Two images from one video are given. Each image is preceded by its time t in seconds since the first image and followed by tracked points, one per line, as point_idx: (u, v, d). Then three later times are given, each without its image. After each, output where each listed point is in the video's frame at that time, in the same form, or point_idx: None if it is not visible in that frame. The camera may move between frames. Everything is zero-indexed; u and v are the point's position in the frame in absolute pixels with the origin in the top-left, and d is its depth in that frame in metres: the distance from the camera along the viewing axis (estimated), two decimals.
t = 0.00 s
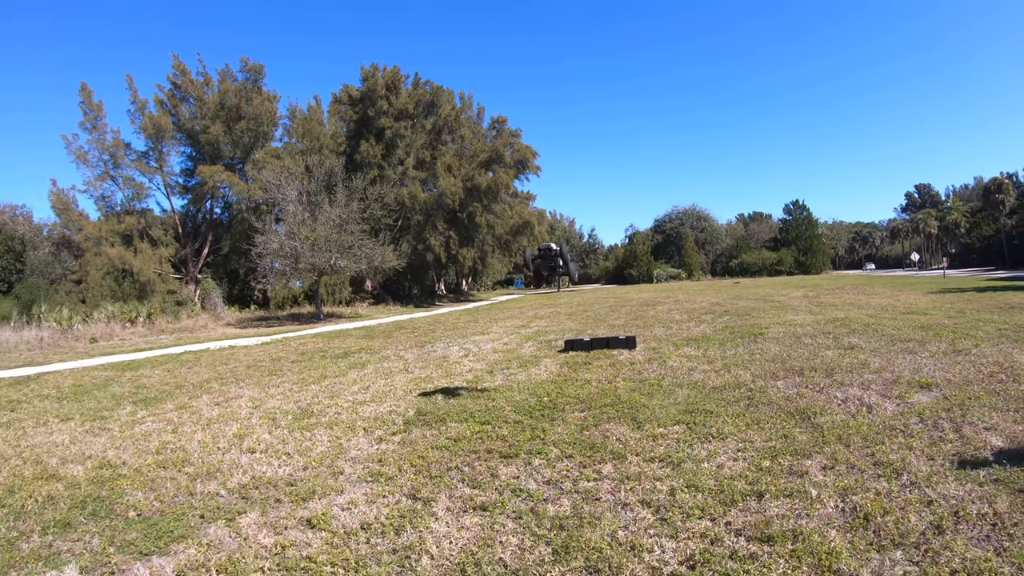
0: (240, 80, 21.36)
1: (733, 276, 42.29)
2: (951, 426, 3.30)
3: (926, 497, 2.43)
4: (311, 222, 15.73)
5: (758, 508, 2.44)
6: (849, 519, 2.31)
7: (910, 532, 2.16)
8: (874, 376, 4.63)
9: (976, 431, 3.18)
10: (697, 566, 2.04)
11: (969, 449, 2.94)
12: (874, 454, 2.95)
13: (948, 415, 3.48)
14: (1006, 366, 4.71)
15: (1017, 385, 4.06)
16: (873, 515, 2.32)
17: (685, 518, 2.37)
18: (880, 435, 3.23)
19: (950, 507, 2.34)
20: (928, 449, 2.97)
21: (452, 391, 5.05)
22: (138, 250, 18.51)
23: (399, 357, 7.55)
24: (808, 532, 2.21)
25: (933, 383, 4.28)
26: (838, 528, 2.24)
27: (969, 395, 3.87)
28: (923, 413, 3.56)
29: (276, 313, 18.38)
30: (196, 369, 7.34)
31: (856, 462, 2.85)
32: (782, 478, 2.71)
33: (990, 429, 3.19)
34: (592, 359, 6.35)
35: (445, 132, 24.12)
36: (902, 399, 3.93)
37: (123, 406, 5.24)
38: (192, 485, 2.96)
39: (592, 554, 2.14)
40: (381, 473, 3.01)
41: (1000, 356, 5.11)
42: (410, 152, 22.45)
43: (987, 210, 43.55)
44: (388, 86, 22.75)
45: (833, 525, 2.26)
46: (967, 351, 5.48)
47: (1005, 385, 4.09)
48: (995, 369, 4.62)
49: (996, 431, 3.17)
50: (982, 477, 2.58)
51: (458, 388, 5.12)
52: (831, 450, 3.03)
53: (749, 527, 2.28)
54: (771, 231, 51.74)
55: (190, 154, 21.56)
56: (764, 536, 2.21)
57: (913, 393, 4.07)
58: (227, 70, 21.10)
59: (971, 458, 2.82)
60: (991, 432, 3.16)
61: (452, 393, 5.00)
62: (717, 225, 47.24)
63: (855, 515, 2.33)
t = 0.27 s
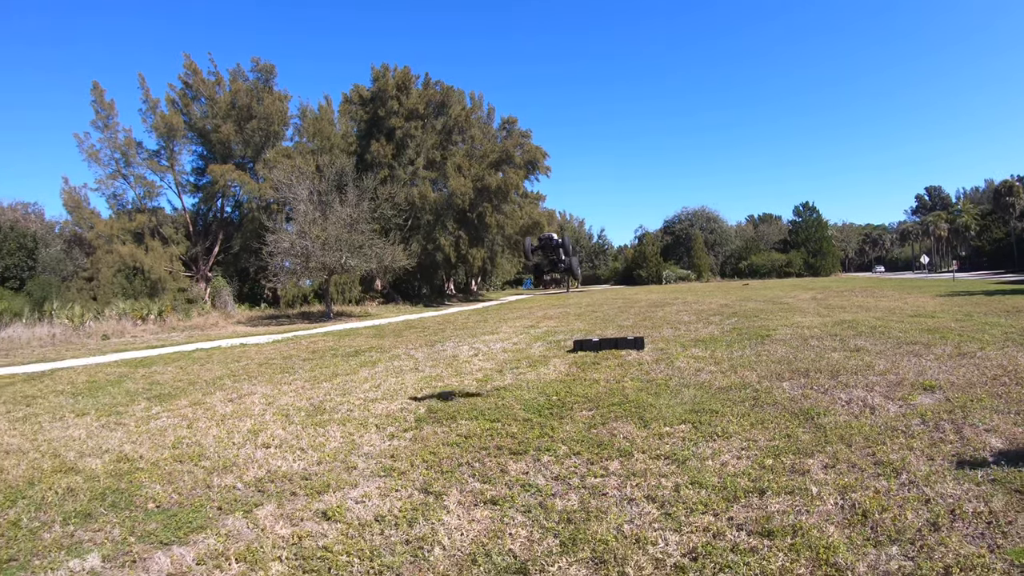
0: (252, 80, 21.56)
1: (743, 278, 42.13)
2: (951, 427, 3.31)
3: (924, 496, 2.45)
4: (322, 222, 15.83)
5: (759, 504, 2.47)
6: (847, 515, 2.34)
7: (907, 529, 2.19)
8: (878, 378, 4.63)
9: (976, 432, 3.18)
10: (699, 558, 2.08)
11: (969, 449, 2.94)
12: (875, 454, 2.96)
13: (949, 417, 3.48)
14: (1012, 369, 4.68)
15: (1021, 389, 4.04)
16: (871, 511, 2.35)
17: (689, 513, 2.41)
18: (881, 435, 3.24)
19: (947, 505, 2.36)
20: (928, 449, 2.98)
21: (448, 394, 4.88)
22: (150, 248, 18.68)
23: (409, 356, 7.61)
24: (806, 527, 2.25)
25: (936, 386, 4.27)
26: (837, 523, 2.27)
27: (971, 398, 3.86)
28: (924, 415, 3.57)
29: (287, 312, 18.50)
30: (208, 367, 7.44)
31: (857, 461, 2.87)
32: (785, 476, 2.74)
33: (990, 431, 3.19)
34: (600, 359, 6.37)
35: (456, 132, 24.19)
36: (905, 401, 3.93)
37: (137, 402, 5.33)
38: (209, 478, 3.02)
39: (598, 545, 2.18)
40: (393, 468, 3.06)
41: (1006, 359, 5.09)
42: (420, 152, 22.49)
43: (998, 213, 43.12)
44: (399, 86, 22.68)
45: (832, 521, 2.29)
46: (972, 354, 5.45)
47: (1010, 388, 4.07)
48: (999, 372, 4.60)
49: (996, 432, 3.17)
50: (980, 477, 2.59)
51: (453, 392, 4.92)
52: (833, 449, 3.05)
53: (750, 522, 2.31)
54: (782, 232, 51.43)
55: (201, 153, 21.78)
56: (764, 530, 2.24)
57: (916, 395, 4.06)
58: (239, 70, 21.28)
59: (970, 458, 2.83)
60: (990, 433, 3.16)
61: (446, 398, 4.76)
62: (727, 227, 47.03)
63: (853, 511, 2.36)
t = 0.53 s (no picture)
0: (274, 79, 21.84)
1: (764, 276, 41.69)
2: (966, 425, 3.29)
3: (936, 491, 2.48)
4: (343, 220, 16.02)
5: (775, 497, 2.52)
6: (861, 509, 2.39)
7: (918, 523, 2.23)
8: (895, 376, 4.59)
9: (990, 429, 3.17)
10: (715, 547, 2.16)
11: (983, 447, 2.94)
12: (889, 450, 2.98)
13: (965, 415, 3.46)
14: None
15: None
16: (883, 505, 2.39)
17: (706, 505, 2.48)
18: (897, 432, 3.24)
19: (959, 500, 2.38)
20: (942, 446, 2.99)
21: (451, 396, 4.75)
22: (174, 246, 19.02)
23: (432, 353, 7.69)
24: (820, 520, 2.30)
25: (953, 384, 4.23)
26: (850, 516, 2.32)
27: (988, 396, 3.82)
28: (940, 412, 3.55)
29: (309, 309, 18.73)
30: (234, 363, 7.59)
31: (871, 457, 2.90)
32: (800, 471, 2.78)
33: (1005, 429, 3.18)
34: (621, 357, 6.39)
35: (478, 130, 24.26)
36: (922, 399, 3.90)
37: (166, 397, 5.47)
38: (240, 469, 3.13)
39: (618, 535, 2.27)
40: (419, 460, 3.14)
41: None
42: (442, 150, 22.72)
43: None
44: (421, 85, 22.97)
45: (845, 514, 2.34)
46: (992, 353, 5.36)
47: None
48: (1019, 371, 4.53)
49: (1011, 430, 3.15)
50: (992, 473, 2.60)
51: (457, 394, 4.77)
52: (848, 445, 3.07)
53: (765, 515, 2.37)
54: (803, 230, 50.78)
55: (224, 152, 22.10)
56: (779, 523, 2.30)
57: (933, 393, 4.03)
58: (260, 70, 21.59)
59: (983, 455, 2.83)
60: (1005, 431, 3.15)
61: (448, 401, 4.58)
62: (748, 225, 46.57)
63: (865, 505, 2.41)
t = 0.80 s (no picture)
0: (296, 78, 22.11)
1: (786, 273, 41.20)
2: (983, 421, 3.27)
3: (952, 485, 2.49)
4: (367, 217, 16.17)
5: (793, 489, 2.57)
6: (876, 501, 2.42)
7: (932, 515, 2.26)
8: (915, 373, 4.55)
9: (1006, 426, 3.15)
10: (734, 536, 2.22)
11: (998, 443, 2.93)
12: (906, 445, 2.99)
13: (983, 411, 3.43)
14: None
15: None
16: (898, 498, 2.42)
17: (726, 496, 2.54)
18: (914, 427, 3.24)
19: (974, 494, 2.40)
20: (958, 441, 2.98)
21: (462, 396, 4.67)
22: (199, 244, 19.34)
23: (456, 349, 7.78)
24: (836, 512, 2.34)
25: (973, 381, 4.19)
26: (865, 508, 2.36)
27: (1007, 393, 3.78)
28: (958, 409, 3.53)
29: (332, 306, 18.95)
30: (261, 359, 7.76)
31: (888, 451, 2.91)
32: (818, 464, 2.82)
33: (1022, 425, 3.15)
34: (643, 353, 6.40)
35: (500, 128, 24.31)
36: (940, 395, 3.87)
37: (196, 392, 5.63)
38: (272, 461, 3.25)
39: (640, 523, 2.34)
40: (447, 452, 3.23)
41: None
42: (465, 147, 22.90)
43: None
44: (443, 83, 23.10)
45: (861, 506, 2.38)
46: (1014, 351, 5.26)
47: None
48: None
49: None
50: (1008, 468, 2.61)
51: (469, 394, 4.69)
52: (867, 440, 3.08)
53: (782, 505, 2.42)
54: (826, 227, 50.02)
55: (247, 150, 22.44)
56: (797, 514, 2.35)
57: (952, 390, 3.99)
58: (283, 70, 21.88)
59: (1000, 451, 2.82)
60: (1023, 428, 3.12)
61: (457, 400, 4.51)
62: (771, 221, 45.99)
63: (881, 497, 2.44)
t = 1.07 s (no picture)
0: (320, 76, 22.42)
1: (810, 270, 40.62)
2: (1004, 419, 3.23)
3: (969, 480, 2.50)
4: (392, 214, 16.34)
5: (812, 481, 2.60)
6: (894, 493, 2.44)
7: (950, 508, 2.27)
8: (937, 371, 4.49)
9: None
10: (755, 525, 2.27)
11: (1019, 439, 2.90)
12: (926, 440, 2.98)
13: (1005, 409, 3.39)
14: None
15: None
16: (916, 491, 2.44)
17: (747, 487, 2.59)
18: (934, 423, 3.23)
19: (992, 489, 2.40)
20: (978, 438, 2.97)
21: (470, 397, 4.55)
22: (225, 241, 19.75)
23: (482, 344, 7.86)
24: (854, 503, 2.37)
25: (995, 379, 4.13)
26: (883, 500, 2.38)
27: None
28: (978, 406, 3.49)
29: (357, 302, 19.16)
30: (288, 353, 7.92)
31: (908, 446, 2.91)
32: (838, 458, 2.84)
33: None
34: (667, 349, 6.40)
35: (523, 124, 24.35)
36: (961, 393, 3.82)
37: (227, 385, 5.78)
38: (305, 451, 3.38)
39: (664, 512, 2.41)
40: (475, 444, 3.33)
41: None
42: (488, 144, 23.05)
43: None
44: (466, 80, 23.19)
45: (880, 498, 2.40)
46: None
47: None
48: None
49: None
50: None
51: (477, 395, 4.56)
52: (886, 435, 3.09)
53: (800, 496, 2.47)
54: (851, 224, 49.13)
55: (271, 148, 22.80)
56: (815, 504, 2.39)
57: (974, 387, 3.94)
58: (307, 68, 22.20)
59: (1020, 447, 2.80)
60: None
61: (463, 403, 4.37)
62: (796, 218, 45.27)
63: (899, 490, 2.45)
